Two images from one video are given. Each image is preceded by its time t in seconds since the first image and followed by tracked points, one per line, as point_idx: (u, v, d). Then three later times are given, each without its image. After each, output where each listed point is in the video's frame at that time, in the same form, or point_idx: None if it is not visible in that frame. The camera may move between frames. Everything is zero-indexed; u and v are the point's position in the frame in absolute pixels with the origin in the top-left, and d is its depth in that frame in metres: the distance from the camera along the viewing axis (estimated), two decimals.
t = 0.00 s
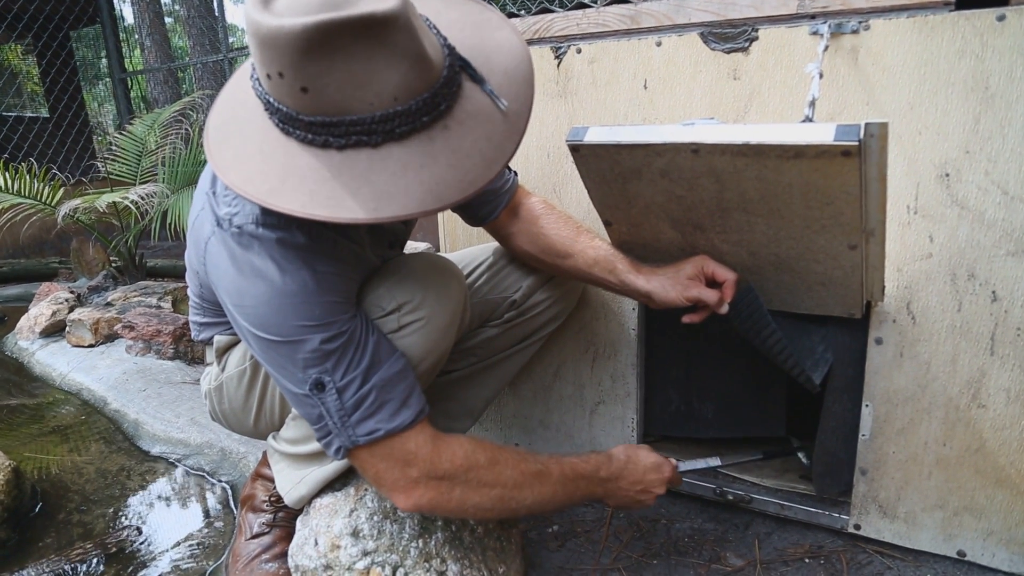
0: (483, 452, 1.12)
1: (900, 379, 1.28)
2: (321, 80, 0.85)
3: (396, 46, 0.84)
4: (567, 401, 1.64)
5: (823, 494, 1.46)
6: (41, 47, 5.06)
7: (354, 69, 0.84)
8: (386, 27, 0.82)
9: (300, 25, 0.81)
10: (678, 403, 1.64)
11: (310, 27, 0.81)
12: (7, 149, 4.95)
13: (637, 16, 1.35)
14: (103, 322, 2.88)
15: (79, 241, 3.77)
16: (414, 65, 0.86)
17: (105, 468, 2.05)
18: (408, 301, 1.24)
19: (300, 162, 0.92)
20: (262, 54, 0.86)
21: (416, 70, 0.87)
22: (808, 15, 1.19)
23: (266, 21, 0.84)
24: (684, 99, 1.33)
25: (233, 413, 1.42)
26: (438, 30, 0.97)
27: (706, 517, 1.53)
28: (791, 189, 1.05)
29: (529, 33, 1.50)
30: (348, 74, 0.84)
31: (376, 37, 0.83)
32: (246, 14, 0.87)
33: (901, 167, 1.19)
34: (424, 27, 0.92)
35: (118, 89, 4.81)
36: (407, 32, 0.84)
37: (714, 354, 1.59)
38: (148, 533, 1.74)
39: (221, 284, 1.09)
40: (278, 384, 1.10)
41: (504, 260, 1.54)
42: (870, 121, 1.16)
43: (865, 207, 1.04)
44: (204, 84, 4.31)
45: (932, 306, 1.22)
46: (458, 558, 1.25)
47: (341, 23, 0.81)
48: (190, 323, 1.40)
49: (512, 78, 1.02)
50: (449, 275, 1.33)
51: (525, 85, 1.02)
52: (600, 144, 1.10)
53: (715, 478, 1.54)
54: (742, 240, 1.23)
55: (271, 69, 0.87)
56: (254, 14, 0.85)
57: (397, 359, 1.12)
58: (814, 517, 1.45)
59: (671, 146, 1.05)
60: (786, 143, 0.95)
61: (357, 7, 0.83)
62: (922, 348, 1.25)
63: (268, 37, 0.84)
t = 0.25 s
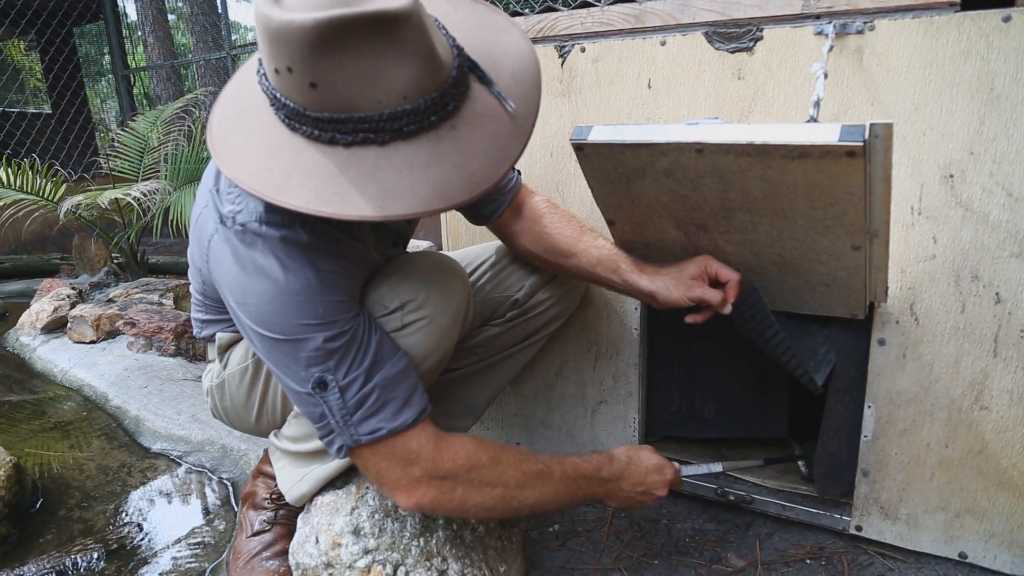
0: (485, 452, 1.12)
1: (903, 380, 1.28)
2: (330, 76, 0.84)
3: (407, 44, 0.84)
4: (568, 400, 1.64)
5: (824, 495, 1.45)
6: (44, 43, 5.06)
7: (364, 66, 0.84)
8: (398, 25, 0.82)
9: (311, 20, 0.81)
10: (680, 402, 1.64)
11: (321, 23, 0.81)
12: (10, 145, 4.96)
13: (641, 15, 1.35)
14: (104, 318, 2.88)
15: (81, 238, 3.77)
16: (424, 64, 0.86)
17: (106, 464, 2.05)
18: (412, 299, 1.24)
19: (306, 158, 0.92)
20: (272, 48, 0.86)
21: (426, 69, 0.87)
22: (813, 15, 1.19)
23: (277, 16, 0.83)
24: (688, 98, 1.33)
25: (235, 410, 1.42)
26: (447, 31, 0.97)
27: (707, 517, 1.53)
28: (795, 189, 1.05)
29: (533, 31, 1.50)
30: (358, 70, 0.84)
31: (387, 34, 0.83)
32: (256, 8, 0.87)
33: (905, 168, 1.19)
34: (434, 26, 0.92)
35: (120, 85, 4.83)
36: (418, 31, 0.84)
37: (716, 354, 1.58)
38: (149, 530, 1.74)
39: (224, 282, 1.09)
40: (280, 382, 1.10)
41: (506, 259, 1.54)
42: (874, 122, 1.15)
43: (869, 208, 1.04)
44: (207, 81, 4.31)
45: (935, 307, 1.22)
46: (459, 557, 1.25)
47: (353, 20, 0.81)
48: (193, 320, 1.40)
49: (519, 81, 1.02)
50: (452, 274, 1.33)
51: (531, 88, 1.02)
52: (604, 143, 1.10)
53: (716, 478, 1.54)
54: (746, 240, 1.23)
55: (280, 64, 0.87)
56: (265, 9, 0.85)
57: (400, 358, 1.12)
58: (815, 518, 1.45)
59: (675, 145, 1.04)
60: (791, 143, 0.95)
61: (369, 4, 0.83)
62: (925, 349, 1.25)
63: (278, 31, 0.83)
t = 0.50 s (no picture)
0: (485, 451, 1.12)
1: (905, 378, 1.28)
2: (334, 79, 0.84)
3: (413, 49, 0.84)
4: (570, 399, 1.64)
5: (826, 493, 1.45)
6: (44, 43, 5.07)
7: (368, 70, 0.84)
8: (404, 30, 0.82)
9: (318, 23, 0.81)
10: (681, 401, 1.64)
11: (328, 26, 0.80)
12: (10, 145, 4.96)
13: (642, 14, 1.35)
14: (105, 318, 2.88)
15: (81, 238, 3.77)
16: (429, 70, 0.86)
17: (107, 464, 2.05)
18: (413, 298, 1.24)
19: (308, 160, 0.91)
20: (277, 50, 0.86)
21: (430, 75, 0.87)
22: (814, 13, 1.19)
23: (283, 18, 0.83)
24: (689, 97, 1.33)
25: (236, 410, 1.42)
26: (451, 34, 0.97)
27: (708, 516, 1.53)
28: (796, 187, 1.04)
29: (533, 30, 1.51)
30: (363, 74, 0.84)
31: (393, 39, 0.82)
32: (262, 9, 0.87)
33: (906, 166, 1.19)
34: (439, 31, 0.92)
35: (120, 85, 4.84)
36: (424, 36, 0.84)
37: (717, 353, 1.58)
38: (150, 530, 1.74)
39: (224, 281, 1.09)
40: (280, 382, 1.10)
41: (507, 258, 1.54)
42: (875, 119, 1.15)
43: (870, 206, 1.04)
44: (207, 81, 4.30)
45: (936, 305, 1.22)
46: (461, 556, 1.25)
47: (359, 24, 0.81)
48: (193, 319, 1.40)
49: (522, 86, 1.02)
50: (453, 273, 1.33)
51: (534, 95, 1.02)
52: (605, 142, 1.10)
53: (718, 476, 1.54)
54: (747, 238, 1.23)
55: (284, 66, 0.86)
56: (270, 10, 0.85)
57: (400, 357, 1.12)
58: (817, 516, 1.45)
59: (676, 144, 1.04)
60: (791, 141, 0.95)
61: (375, 9, 0.83)
62: (927, 347, 1.24)
63: (284, 33, 0.83)
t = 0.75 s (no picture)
0: (486, 448, 1.12)
1: (905, 379, 1.28)
2: (337, 90, 0.84)
3: (416, 61, 0.84)
4: (570, 399, 1.64)
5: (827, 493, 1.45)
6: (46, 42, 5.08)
7: (371, 81, 0.84)
8: (407, 42, 0.82)
9: (321, 35, 0.81)
10: (682, 401, 1.64)
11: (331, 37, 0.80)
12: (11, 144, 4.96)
13: (643, 14, 1.35)
14: (106, 317, 2.88)
15: (82, 237, 3.78)
16: (432, 81, 0.86)
17: (108, 463, 2.05)
18: (413, 298, 1.24)
19: (310, 168, 0.92)
20: (280, 58, 0.86)
21: (433, 86, 0.87)
22: (814, 13, 1.19)
23: (286, 27, 0.83)
24: (690, 97, 1.33)
25: (237, 409, 1.42)
26: (454, 43, 0.96)
27: (709, 516, 1.53)
28: (797, 188, 1.04)
29: (534, 30, 1.51)
30: (365, 85, 0.84)
31: (396, 51, 0.82)
32: (265, 16, 0.87)
33: (907, 166, 1.19)
34: (442, 40, 0.92)
35: (123, 84, 4.79)
36: (427, 48, 0.84)
37: (717, 353, 1.58)
38: (151, 529, 1.75)
39: (225, 282, 1.09)
40: (282, 383, 1.10)
41: (508, 258, 1.54)
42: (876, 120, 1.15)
43: (871, 206, 1.04)
44: (208, 80, 4.30)
45: (936, 305, 1.22)
46: (461, 555, 1.25)
47: (362, 36, 0.81)
48: (194, 319, 1.40)
49: (524, 96, 1.02)
50: (454, 273, 1.33)
51: (537, 105, 1.02)
52: (605, 142, 1.10)
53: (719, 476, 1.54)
54: (748, 239, 1.23)
55: (287, 74, 0.87)
56: (273, 18, 0.85)
57: (401, 357, 1.12)
58: (817, 516, 1.45)
59: (677, 144, 1.04)
60: (791, 141, 0.95)
61: (378, 20, 0.83)
62: (927, 347, 1.24)
63: (287, 43, 0.83)
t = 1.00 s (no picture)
0: (488, 444, 1.13)
1: (904, 378, 1.28)
2: (340, 100, 0.84)
3: (418, 72, 0.84)
4: (570, 399, 1.64)
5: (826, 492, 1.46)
6: (46, 43, 5.09)
7: (374, 92, 0.84)
8: (410, 53, 0.82)
9: (324, 47, 0.80)
10: (682, 401, 1.64)
11: (333, 49, 0.80)
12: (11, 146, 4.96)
13: (641, 13, 1.35)
14: (106, 318, 2.89)
15: (82, 238, 3.78)
16: (435, 92, 0.86)
17: (108, 464, 2.06)
18: (414, 298, 1.24)
19: (312, 177, 0.92)
20: (282, 68, 0.86)
21: (435, 96, 0.87)
22: (813, 13, 1.19)
23: (288, 37, 0.83)
24: (688, 97, 1.33)
25: (237, 410, 1.42)
26: (456, 49, 0.96)
27: (709, 515, 1.53)
28: (796, 187, 1.04)
29: (533, 30, 1.51)
30: (368, 96, 0.84)
31: (399, 62, 0.82)
32: (266, 25, 0.86)
33: (906, 165, 1.19)
34: (444, 48, 0.92)
35: (123, 85, 4.80)
36: (429, 59, 0.83)
37: (717, 353, 1.59)
38: (151, 530, 1.75)
39: (226, 285, 1.09)
40: (284, 384, 1.10)
41: (507, 258, 1.54)
42: (875, 119, 1.15)
43: (869, 205, 1.04)
44: (208, 80, 4.30)
45: (936, 304, 1.22)
46: (461, 555, 1.25)
47: (366, 48, 0.81)
48: (194, 320, 1.40)
49: (525, 102, 1.02)
50: (454, 274, 1.34)
51: (539, 112, 1.02)
52: (604, 142, 1.10)
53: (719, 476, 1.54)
54: (747, 238, 1.23)
55: (289, 84, 0.86)
56: (275, 28, 0.84)
57: (403, 357, 1.12)
58: (816, 515, 1.45)
59: (676, 144, 1.04)
60: (789, 141, 0.95)
61: (380, 31, 0.83)
62: (927, 346, 1.24)
63: (289, 53, 0.83)
